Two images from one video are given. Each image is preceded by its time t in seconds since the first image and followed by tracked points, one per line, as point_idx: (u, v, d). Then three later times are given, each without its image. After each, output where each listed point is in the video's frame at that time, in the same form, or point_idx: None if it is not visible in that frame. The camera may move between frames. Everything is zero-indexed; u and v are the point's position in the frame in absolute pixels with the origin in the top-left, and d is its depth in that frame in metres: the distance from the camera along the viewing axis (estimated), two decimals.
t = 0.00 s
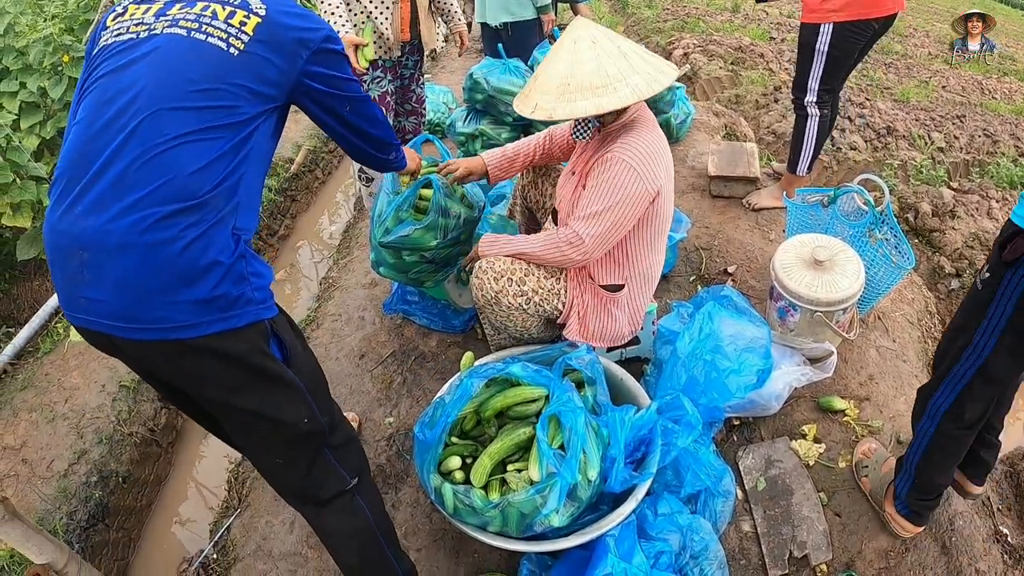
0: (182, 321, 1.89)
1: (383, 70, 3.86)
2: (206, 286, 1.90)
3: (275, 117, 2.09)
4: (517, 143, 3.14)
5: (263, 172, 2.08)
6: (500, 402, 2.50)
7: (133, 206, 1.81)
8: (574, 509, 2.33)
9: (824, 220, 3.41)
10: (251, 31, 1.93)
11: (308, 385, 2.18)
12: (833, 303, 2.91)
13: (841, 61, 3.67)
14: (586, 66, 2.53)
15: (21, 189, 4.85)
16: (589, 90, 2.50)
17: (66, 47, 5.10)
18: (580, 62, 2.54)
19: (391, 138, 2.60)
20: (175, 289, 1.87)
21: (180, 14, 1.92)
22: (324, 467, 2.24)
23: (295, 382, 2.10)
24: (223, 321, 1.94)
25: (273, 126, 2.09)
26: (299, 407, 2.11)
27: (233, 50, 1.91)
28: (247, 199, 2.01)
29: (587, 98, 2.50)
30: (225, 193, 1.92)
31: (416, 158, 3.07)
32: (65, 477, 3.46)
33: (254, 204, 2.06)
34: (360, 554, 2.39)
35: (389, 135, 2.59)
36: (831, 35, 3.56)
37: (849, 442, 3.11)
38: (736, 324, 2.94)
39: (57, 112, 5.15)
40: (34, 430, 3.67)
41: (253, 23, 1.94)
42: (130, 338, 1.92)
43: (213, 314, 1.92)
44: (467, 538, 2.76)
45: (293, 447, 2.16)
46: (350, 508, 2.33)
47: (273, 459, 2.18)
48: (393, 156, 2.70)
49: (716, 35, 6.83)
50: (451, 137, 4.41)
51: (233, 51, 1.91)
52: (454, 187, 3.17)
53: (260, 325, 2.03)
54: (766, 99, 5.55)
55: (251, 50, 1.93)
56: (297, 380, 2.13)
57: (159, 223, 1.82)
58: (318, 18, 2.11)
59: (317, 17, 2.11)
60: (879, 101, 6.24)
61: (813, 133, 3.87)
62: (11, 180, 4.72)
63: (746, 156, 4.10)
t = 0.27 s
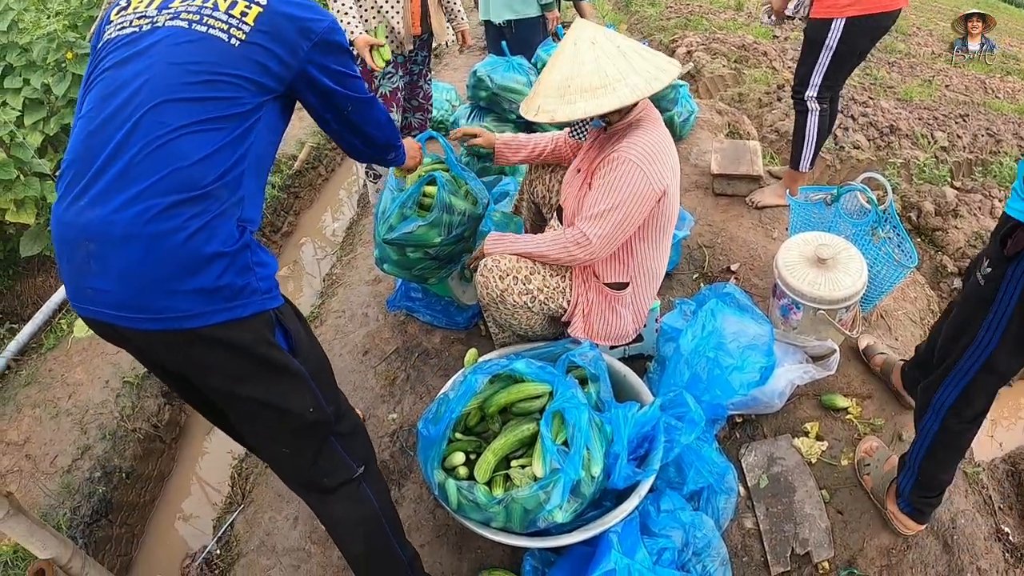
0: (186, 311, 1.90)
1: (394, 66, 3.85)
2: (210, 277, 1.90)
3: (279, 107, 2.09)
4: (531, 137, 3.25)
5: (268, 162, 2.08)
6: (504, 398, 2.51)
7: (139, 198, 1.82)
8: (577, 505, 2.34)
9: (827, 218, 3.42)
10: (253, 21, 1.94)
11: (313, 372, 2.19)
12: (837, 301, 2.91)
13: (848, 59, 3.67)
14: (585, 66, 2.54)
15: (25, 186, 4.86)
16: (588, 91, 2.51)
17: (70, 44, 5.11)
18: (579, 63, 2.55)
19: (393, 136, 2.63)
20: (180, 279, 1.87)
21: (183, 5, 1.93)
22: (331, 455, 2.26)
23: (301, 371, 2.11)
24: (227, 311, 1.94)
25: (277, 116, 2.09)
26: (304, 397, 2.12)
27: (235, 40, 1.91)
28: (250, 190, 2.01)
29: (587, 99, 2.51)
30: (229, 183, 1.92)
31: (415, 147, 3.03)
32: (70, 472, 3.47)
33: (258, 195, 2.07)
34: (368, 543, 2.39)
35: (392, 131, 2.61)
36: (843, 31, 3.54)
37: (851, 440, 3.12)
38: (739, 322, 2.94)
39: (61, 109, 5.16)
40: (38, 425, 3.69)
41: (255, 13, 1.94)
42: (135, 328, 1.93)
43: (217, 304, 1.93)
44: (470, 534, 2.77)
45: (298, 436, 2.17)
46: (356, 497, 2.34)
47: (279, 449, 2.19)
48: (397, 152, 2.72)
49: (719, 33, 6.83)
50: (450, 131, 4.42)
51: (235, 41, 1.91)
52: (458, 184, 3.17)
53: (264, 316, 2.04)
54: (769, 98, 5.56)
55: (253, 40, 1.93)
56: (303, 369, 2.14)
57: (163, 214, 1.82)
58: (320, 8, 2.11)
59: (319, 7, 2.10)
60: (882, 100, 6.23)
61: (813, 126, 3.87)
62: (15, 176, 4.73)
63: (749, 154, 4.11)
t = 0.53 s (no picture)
0: (185, 300, 1.88)
1: (405, 62, 3.89)
2: (208, 265, 1.88)
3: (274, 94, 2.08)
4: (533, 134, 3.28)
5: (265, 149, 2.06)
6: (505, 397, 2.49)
7: (135, 186, 1.80)
8: (579, 505, 2.32)
9: (832, 216, 3.40)
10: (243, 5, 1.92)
11: (315, 358, 2.17)
12: (841, 300, 2.89)
13: (861, 61, 3.64)
14: (592, 63, 2.51)
15: (26, 184, 4.85)
16: (596, 87, 2.49)
17: (71, 43, 5.09)
18: (587, 59, 2.53)
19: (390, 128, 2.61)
20: (178, 269, 1.85)
21: None
22: (334, 440, 2.24)
23: (304, 358, 2.09)
24: (227, 300, 1.92)
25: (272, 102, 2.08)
26: (307, 384, 2.10)
27: (225, 25, 1.89)
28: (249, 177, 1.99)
29: (595, 96, 2.49)
30: (226, 170, 1.90)
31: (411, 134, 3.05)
32: (70, 471, 3.46)
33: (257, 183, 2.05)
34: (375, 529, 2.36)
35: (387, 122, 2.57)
36: (859, 34, 3.51)
37: (855, 440, 3.10)
38: (743, 321, 2.92)
39: (62, 107, 5.14)
40: (39, 424, 3.68)
41: None
42: (136, 319, 1.92)
43: (216, 293, 1.90)
44: (472, 534, 2.75)
45: (302, 421, 2.15)
46: (362, 483, 2.32)
47: (283, 435, 2.17)
48: (387, 148, 2.66)
49: (722, 31, 6.80)
50: (451, 129, 4.35)
51: (225, 26, 1.89)
52: (460, 182, 3.15)
53: (266, 304, 2.02)
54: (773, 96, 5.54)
55: (244, 24, 1.92)
56: (304, 354, 2.12)
57: (160, 202, 1.80)
58: None
59: None
60: (886, 98, 6.20)
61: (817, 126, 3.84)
62: (16, 174, 4.72)
63: (752, 152, 4.09)
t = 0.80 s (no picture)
0: (186, 279, 1.86)
1: (404, 60, 3.88)
2: (207, 241, 1.85)
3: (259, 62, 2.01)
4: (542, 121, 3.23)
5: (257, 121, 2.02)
6: (504, 397, 2.46)
7: (127, 167, 1.77)
8: (579, 507, 2.29)
9: (834, 216, 3.37)
10: None
11: (320, 330, 2.15)
12: (844, 302, 2.86)
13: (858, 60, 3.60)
14: (602, 54, 2.48)
15: (26, 183, 4.83)
16: (608, 77, 2.45)
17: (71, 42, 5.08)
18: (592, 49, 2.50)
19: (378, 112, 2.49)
20: (176, 247, 1.83)
21: None
22: (340, 414, 2.22)
23: (308, 331, 2.08)
24: (229, 275, 1.90)
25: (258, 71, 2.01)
26: (311, 355, 2.09)
27: None
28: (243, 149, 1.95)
29: (605, 85, 2.45)
30: (219, 145, 1.86)
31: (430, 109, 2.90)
32: (68, 471, 3.44)
33: (253, 155, 2.01)
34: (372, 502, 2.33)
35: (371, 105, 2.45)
36: (857, 33, 3.48)
37: (858, 442, 3.07)
38: (745, 321, 2.89)
39: (62, 107, 5.12)
40: (38, 424, 3.66)
41: None
42: (140, 302, 1.90)
43: (216, 269, 1.88)
44: (471, 536, 2.73)
45: (308, 395, 2.13)
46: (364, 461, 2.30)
47: (290, 409, 2.15)
48: (368, 137, 2.50)
49: (725, 30, 6.76)
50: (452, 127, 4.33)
51: None
52: (460, 181, 3.13)
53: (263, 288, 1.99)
54: (776, 96, 5.52)
55: None
56: (308, 325, 2.11)
57: (153, 182, 1.77)
58: None
59: None
60: (889, 97, 6.16)
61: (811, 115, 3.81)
62: (15, 174, 4.70)
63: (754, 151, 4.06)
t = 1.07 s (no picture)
0: (206, 279, 1.88)
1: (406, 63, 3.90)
2: (225, 239, 1.87)
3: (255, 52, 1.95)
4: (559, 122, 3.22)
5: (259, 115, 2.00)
6: (509, 397, 2.46)
7: (137, 172, 1.75)
8: (583, 507, 2.30)
9: (838, 217, 3.36)
10: None
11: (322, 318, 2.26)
12: (848, 303, 2.86)
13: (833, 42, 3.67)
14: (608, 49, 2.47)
15: (30, 183, 4.84)
16: (645, 72, 2.45)
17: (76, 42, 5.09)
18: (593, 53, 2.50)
19: (398, 77, 2.18)
20: (195, 248, 1.84)
21: None
22: (335, 392, 2.30)
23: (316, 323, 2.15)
24: (247, 273, 1.93)
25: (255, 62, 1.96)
26: (314, 339, 2.15)
27: None
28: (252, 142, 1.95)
29: (641, 79, 2.44)
30: (227, 144, 1.86)
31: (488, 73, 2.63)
32: (72, 470, 3.45)
33: (260, 150, 2.01)
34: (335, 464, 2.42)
35: (387, 70, 2.14)
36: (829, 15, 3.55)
37: (861, 443, 3.07)
38: (748, 322, 2.89)
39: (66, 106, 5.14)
40: (41, 423, 3.67)
41: None
42: (159, 305, 1.91)
43: (235, 267, 1.91)
44: (474, 536, 2.73)
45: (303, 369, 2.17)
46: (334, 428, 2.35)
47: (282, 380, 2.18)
48: (383, 108, 2.18)
49: (728, 31, 6.76)
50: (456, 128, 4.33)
51: None
52: (464, 182, 3.13)
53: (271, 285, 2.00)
54: (779, 97, 5.53)
55: None
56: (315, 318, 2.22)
57: (166, 185, 1.76)
58: None
59: None
60: (892, 98, 6.16)
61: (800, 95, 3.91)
62: (20, 173, 4.71)
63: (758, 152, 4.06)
